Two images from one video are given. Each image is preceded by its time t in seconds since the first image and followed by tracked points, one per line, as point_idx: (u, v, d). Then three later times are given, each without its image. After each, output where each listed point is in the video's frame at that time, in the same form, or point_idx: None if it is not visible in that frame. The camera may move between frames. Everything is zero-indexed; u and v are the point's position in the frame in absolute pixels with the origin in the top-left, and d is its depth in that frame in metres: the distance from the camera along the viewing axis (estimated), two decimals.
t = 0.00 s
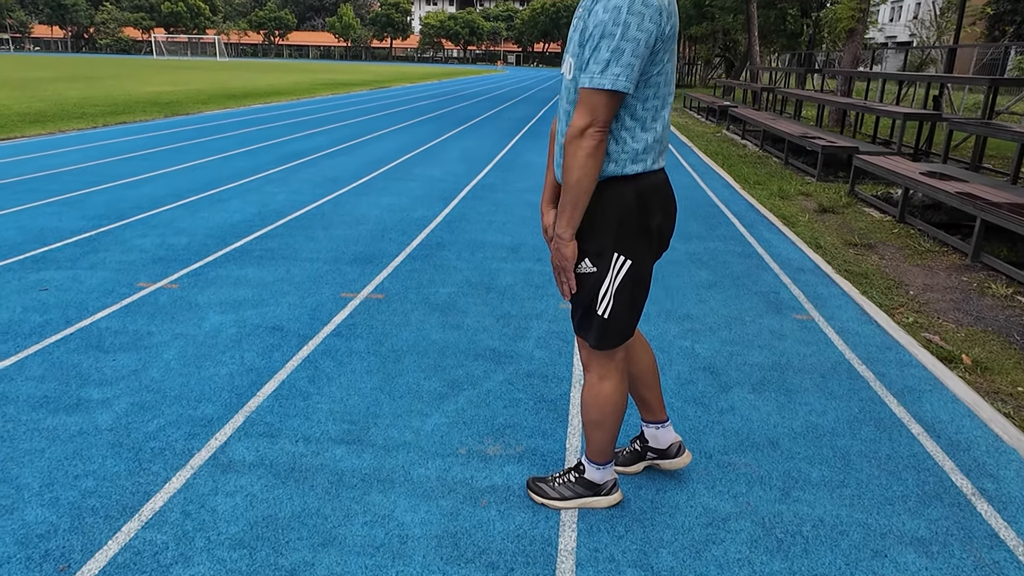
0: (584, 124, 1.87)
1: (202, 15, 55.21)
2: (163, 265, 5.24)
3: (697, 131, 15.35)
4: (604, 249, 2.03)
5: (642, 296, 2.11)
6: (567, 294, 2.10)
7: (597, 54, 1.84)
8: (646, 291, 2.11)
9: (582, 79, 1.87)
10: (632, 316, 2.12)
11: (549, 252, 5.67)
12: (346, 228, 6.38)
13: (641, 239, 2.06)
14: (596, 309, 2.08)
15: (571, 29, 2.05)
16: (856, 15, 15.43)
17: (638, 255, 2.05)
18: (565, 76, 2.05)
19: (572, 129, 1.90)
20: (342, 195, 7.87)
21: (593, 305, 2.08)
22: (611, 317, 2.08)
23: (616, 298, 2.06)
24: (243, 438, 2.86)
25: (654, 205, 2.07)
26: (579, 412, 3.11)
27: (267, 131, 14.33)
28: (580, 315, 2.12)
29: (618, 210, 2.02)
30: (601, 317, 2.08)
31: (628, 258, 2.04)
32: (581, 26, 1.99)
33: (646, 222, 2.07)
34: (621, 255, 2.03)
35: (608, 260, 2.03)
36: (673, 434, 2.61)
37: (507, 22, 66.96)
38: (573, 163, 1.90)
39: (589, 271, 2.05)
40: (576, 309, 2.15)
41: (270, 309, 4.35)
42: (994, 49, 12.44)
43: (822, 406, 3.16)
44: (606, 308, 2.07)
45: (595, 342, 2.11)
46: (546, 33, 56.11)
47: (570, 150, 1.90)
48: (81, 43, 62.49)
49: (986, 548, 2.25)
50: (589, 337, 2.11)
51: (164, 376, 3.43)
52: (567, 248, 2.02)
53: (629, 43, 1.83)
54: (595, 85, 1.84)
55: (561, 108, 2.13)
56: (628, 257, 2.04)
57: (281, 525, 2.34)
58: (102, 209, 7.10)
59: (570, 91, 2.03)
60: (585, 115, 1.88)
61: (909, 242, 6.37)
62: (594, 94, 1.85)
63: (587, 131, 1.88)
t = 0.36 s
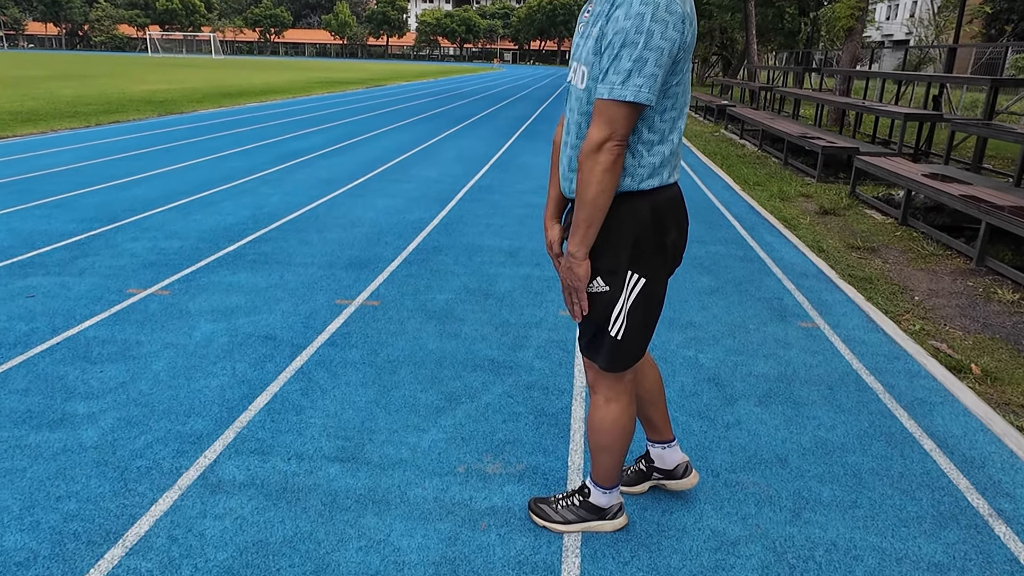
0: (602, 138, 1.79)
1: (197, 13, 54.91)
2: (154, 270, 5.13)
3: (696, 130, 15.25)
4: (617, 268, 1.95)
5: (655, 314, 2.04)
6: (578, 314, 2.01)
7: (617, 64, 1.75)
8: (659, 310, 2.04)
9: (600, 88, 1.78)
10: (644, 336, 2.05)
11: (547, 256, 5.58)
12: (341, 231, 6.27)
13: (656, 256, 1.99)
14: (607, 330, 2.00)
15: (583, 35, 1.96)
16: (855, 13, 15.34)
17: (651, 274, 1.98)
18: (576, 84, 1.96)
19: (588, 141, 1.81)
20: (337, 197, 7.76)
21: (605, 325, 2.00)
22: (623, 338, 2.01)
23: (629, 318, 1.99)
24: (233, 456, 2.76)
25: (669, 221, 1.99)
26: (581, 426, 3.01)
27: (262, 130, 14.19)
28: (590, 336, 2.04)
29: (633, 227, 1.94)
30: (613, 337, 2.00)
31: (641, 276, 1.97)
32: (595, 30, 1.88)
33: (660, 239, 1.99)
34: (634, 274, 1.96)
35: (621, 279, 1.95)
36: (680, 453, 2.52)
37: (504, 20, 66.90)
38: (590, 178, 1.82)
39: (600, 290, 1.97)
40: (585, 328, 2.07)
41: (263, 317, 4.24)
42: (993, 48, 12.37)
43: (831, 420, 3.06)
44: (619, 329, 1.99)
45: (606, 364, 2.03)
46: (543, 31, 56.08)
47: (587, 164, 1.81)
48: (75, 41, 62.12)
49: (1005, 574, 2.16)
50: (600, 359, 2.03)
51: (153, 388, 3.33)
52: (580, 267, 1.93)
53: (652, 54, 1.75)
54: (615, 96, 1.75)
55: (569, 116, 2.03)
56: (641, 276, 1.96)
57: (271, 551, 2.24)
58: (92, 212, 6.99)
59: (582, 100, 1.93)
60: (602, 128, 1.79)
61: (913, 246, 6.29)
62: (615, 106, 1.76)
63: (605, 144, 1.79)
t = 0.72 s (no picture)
0: (604, 149, 1.77)
1: (191, 16, 54.82)
2: (147, 277, 5.09)
3: (690, 134, 15.28)
4: (616, 278, 1.93)
5: (652, 325, 2.03)
6: (576, 324, 1.99)
7: (622, 75, 1.74)
8: (658, 320, 2.02)
9: (604, 99, 1.77)
10: (643, 346, 2.03)
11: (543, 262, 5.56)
12: (336, 236, 6.25)
13: (655, 266, 1.97)
14: (605, 341, 1.98)
15: (585, 43, 1.94)
16: (848, 18, 15.39)
17: (649, 284, 1.96)
18: (577, 93, 1.94)
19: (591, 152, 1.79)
20: (331, 202, 7.73)
21: (603, 336, 1.98)
22: (621, 349, 1.99)
23: (628, 329, 1.97)
24: (226, 467, 2.73)
25: (667, 231, 1.98)
26: (578, 435, 2.99)
27: (256, 134, 14.14)
28: (587, 347, 2.02)
29: (633, 237, 1.92)
30: (611, 348, 1.98)
31: (639, 287, 1.95)
32: (599, 40, 1.86)
33: (660, 249, 1.97)
34: (633, 284, 1.94)
35: (620, 289, 1.94)
36: (677, 463, 2.51)
37: (498, 23, 67.02)
38: (592, 190, 1.80)
39: (599, 300, 1.95)
40: (583, 339, 2.05)
41: (256, 324, 4.21)
42: (986, 53, 12.43)
43: (828, 428, 3.05)
44: (617, 339, 1.97)
45: (604, 376, 2.01)
46: (537, 35, 56.24)
47: (590, 176, 1.80)
48: (68, 44, 61.94)
49: None
50: (597, 369, 2.01)
51: (144, 397, 3.29)
52: (580, 279, 1.91)
53: (657, 65, 1.74)
54: (619, 107, 1.74)
55: (569, 125, 2.02)
56: (640, 286, 1.95)
57: (264, 565, 2.21)
58: (84, 217, 6.94)
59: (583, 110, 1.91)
60: (605, 139, 1.77)
61: (907, 250, 6.30)
62: (619, 118, 1.75)
63: (608, 155, 1.77)
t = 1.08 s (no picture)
0: (592, 153, 1.76)
1: (183, 23, 54.75)
2: (137, 284, 5.05)
3: (682, 140, 15.33)
4: (606, 282, 1.92)
5: (643, 329, 2.01)
6: (565, 329, 1.98)
7: (609, 78, 1.73)
8: (648, 324, 2.01)
9: (592, 102, 1.76)
10: (633, 351, 2.02)
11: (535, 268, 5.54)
12: (328, 243, 6.22)
13: (644, 270, 1.96)
14: (595, 345, 1.96)
15: (573, 48, 1.93)
16: (838, 25, 15.50)
17: (639, 288, 1.95)
18: (565, 97, 1.93)
19: (579, 156, 1.78)
20: (323, 208, 7.70)
21: (593, 341, 1.97)
22: (610, 353, 1.97)
23: (617, 333, 1.96)
24: (214, 477, 2.70)
25: (657, 234, 1.97)
26: (571, 442, 2.97)
27: (248, 141, 14.10)
28: (577, 352, 2.01)
29: (622, 240, 1.91)
30: (601, 353, 1.97)
31: (629, 290, 1.94)
32: (586, 43, 1.84)
33: (649, 252, 1.96)
34: (622, 288, 1.93)
35: (610, 293, 1.92)
36: (670, 470, 2.48)
37: (491, 30, 67.24)
38: (580, 194, 1.79)
39: (588, 304, 1.94)
40: (572, 344, 2.03)
41: (247, 331, 4.17)
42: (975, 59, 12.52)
43: (822, 434, 3.04)
44: (607, 344, 1.96)
45: (594, 380, 2.00)
46: (530, 42, 56.50)
47: (578, 179, 1.78)
48: (59, 51, 61.81)
49: None
50: (587, 374, 1.99)
51: (132, 406, 3.25)
52: (569, 282, 1.90)
53: (644, 68, 1.73)
54: (607, 111, 1.73)
55: (557, 130, 2.01)
56: (630, 290, 1.94)
57: None
58: (74, 224, 6.89)
59: (571, 114, 1.90)
60: (593, 142, 1.76)
61: (899, 256, 6.32)
62: (607, 121, 1.74)
63: (596, 159, 1.77)
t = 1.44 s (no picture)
0: (581, 163, 1.77)
1: (176, 28, 54.66)
2: (128, 292, 5.02)
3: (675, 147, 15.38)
4: (596, 291, 1.92)
5: (634, 338, 2.01)
6: (557, 338, 1.98)
7: (597, 90, 1.73)
8: (639, 333, 2.01)
9: (580, 113, 1.76)
10: (625, 359, 2.02)
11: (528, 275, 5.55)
12: (320, 250, 6.20)
13: (635, 279, 1.96)
14: (586, 354, 1.96)
15: (561, 60, 1.93)
16: (829, 32, 15.60)
17: (630, 296, 1.95)
18: (553, 109, 1.94)
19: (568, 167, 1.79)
20: (315, 215, 7.69)
21: (585, 349, 1.97)
22: (602, 362, 1.97)
23: (609, 342, 1.96)
24: (206, 488, 2.68)
25: (647, 244, 1.97)
26: (563, 452, 2.97)
27: (240, 147, 14.07)
28: (569, 361, 2.01)
29: (612, 250, 1.91)
30: (593, 361, 1.97)
31: (620, 299, 1.94)
32: (573, 55, 1.85)
33: (639, 261, 1.97)
34: (613, 297, 1.93)
35: (601, 302, 1.92)
36: (663, 479, 2.48)
37: (484, 36, 67.48)
38: (570, 204, 1.79)
39: (579, 313, 1.94)
40: (564, 353, 2.03)
41: (239, 340, 4.16)
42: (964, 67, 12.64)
43: (814, 442, 3.05)
44: (599, 353, 1.96)
45: (586, 389, 2.00)
46: (523, 48, 56.71)
47: (568, 190, 1.79)
48: (51, 56, 61.66)
49: None
50: (579, 383, 1.99)
51: (123, 416, 3.23)
52: (560, 292, 1.90)
53: (631, 79, 1.73)
54: (594, 122, 1.73)
55: (546, 142, 2.01)
56: (621, 298, 1.94)
57: None
58: (64, 231, 6.85)
59: (560, 125, 1.91)
60: (582, 152, 1.77)
61: (890, 262, 6.36)
62: (595, 132, 1.74)
63: (585, 169, 1.77)
